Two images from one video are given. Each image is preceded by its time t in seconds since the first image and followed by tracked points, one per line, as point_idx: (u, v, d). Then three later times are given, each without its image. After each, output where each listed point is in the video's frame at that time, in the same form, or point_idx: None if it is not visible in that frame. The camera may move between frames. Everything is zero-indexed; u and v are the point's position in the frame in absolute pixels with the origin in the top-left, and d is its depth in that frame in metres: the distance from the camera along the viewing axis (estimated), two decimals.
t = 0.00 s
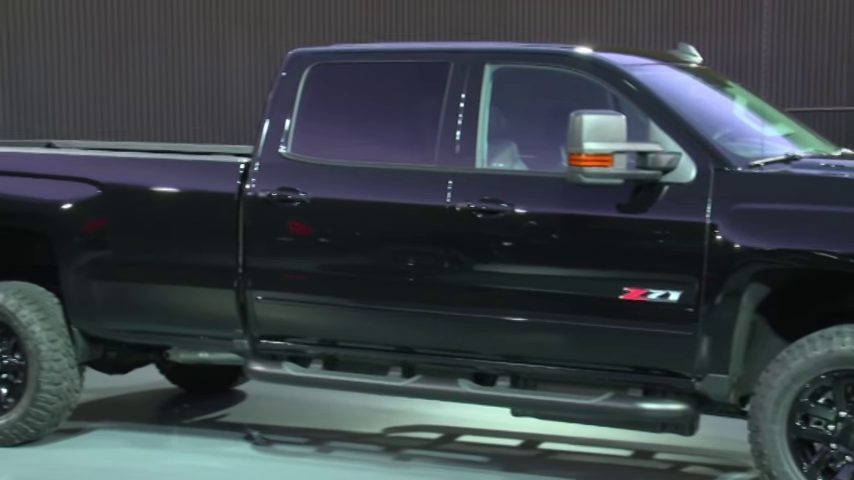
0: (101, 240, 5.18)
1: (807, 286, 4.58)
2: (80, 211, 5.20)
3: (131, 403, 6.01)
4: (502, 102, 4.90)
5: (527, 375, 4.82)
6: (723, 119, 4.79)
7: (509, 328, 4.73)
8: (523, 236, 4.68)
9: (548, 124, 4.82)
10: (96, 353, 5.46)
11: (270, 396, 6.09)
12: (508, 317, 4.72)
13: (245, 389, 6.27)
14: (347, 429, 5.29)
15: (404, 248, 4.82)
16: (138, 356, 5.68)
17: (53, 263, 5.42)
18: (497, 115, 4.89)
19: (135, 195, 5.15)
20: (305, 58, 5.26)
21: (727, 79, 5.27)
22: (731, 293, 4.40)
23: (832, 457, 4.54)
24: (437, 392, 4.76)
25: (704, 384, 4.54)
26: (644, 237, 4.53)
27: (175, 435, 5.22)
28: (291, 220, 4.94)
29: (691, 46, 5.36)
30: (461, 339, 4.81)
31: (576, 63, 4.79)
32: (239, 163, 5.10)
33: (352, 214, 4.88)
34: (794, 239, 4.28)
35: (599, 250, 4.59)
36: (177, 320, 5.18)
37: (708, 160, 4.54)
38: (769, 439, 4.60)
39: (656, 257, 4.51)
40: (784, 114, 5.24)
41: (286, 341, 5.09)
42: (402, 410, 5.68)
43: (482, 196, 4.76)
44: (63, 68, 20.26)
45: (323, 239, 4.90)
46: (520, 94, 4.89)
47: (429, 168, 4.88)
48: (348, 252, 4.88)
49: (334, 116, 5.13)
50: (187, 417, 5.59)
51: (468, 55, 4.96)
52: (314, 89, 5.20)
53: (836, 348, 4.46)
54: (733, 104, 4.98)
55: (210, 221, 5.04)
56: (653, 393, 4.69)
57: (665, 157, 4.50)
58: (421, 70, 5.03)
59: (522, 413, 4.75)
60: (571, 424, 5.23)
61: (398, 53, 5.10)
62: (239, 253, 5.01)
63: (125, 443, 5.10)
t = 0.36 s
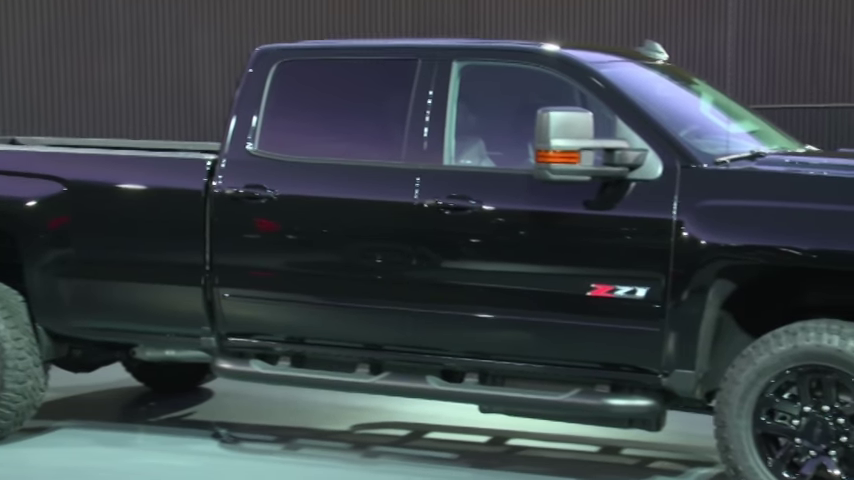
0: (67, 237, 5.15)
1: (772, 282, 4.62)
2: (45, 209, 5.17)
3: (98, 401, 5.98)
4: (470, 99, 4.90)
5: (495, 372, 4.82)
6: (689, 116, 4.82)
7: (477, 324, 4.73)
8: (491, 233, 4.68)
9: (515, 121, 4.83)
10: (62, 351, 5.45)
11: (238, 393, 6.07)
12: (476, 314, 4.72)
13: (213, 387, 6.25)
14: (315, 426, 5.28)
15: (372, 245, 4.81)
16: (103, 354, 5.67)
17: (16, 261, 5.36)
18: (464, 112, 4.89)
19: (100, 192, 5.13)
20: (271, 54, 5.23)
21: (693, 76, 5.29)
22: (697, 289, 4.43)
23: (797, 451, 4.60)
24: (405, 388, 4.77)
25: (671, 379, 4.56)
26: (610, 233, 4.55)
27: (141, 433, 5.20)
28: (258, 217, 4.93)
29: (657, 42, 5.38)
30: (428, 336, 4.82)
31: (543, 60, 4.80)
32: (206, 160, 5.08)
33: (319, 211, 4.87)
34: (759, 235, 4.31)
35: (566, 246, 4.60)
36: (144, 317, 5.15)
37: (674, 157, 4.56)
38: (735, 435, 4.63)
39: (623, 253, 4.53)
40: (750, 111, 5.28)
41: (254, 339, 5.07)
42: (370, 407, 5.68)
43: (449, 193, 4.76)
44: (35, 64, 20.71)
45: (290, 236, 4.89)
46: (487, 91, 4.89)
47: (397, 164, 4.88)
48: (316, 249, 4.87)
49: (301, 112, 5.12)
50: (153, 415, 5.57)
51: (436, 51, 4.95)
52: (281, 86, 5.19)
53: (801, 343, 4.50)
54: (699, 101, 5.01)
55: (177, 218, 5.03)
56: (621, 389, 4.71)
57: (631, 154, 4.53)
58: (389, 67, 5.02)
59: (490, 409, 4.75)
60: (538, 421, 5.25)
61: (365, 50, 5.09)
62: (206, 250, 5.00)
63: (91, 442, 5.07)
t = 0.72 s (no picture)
0: (23, 235, 5.14)
1: (731, 278, 4.66)
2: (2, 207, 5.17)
3: (56, 399, 5.94)
4: (431, 96, 4.90)
5: (456, 369, 4.84)
6: (649, 113, 4.84)
7: (439, 321, 4.74)
8: (453, 230, 4.69)
9: (477, 117, 4.84)
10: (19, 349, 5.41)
11: (198, 392, 6.05)
12: (438, 310, 4.73)
13: (173, 385, 6.22)
14: (276, 424, 5.27)
15: (333, 242, 4.81)
16: (62, 353, 5.67)
17: None
18: (426, 109, 4.89)
19: (58, 189, 5.11)
20: (231, 51, 5.22)
21: (653, 74, 5.32)
22: (658, 286, 4.45)
23: (755, 446, 4.64)
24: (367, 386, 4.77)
25: (631, 375, 4.59)
26: (572, 230, 4.57)
27: (100, 432, 5.16)
28: (219, 214, 4.92)
29: (617, 40, 5.41)
30: (391, 333, 4.82)
31: (504, 57, 4.81)
32: (166, 156, 5.08)
33: (281, 209, 4.86)
34: (719, 232, 4.35)
35: (526, 244, 4.61)
36: (103, 316, 5.14)
37: (635, 154, 4.59)
38: (695, 429, 4.66)
39: (583, 250, 4.55)
40: (709, 108, 5.32)
41: (215, 337, 5.06)
42: (331, 405, 5.67)
43: (411, 190, 4.76)
44: None
45: (251, 233, 4.88)
46: (449, 88, 4.89)
47: (359, 161, 4.87)
48: (277, 246, 4.86)
49: (262, 109, 5.11)
50: (112, 414, 5.53)
51: (397, 49, 4.95)
52: (241, 83, 5.17)
53: (759, 339, 4.54)
54: (659, 99, 5.03)
55: (137, 215, 5.00)
56: (581, 385, 4.74)
57: (592, 151, 4.53)
58: (350, 64, 5.02)
59: (452, 406, 4.77)
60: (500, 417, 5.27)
61: (326, 47, 5.09)
62: (167, 247, 4.98)
63: (49, 441, 5.03)
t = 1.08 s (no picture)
0: None
1: (688, 273, 4.70)
2: None
3: (11, 398, 5.89)
4: (389, 92, 4.90)
5: (414, 364, 4.83)
6: (606, 109, 4.87)
7: (398, 317, 4.74)
8: (411, 226, 4.69)
9: (435, 112, 4.84)
10: None
11: (157, 389, 6.03)
12: (396, 306, 4.73)
13: (130, 383, 6.19)
14: (234, 421, 5.26)
15: (292, 238, 4.80)
16: (18, 350, 5.56)
17: None
18: (384, 104, 4.88)
19: (14, 185, 5.11)
20: (188, 46, 5.20)
21: (610, 69, 5.35)
22: (615, 281, 4.48)
23: (710, 439, 4.69)
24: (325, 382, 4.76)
25: (589, 370, 4.61)
26: (530, 226, 4.58)
27: (56, 430, 5.12)
28: (176, 211, 4.90)
29: (575, 36, 5.43)
30: (349, 329, 4.81)
31: (462, 53, 4.81)
32: (122, 152, 5.07)
33: (239, 205, 4.85)
34: (675, 227, 4.37)
35: (484, 239, 4.62)
36: (59, 313, 5.14)
37: (592, 149, 4.61)
38: (651, 424, 4.68)
39: (541, 245, 4.56)
40: (666, 104, 5.35)
41: (172, 333, 5.04)
42: (290, 401, 5.67)
43: (369, 186, 4.75)
44: None
45: (209, 229, 4.87)
46: (407, 84, 4.89)
47: (317, 156, 4.86)
48: (234, 242, 4.84)
49: (220, 105, 5.09)
50: (68, 412, 5.49)
51: (355, 44, 4.94)
52: (198, 78, 5.15)
53: (715, 333, 4.57)
54: (616, 95, 5.06)
55: (93, 211, 4.99)
56: (540, 380, 4.74)
57: (550, 146, 4.57)
58: (308, 59, 5.00)
59: (410, 402, 4.77)
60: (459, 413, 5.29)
61: (284, 42, 5.07)
62: (124, 244, 4.97)
63: (4, 439, 4.99)
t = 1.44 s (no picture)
0: None
1: (641, 269, 4.73)
2: None
3: None
4: (342, 88, 4.89)
5: (368, 360, 4.83)
6: (559, 105, 4.88)
7: (352, 314, 4.73)
8: (365, 222, 4.68)
9: (389, 109, 4.83)
10: None
11: (109, 388, 6.00)
12: (350, 303, 4.72)
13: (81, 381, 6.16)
14: (187, 419, 5.25)
15: (245, 234, 4.77)
16: None
17: None
18: (337, 101, 4.87)
19: None
20: (140, 41, 5.17)
21: (563, 66, 5.38)
22: (568, 276, 4.50)
23: (663, 433, 4.71)
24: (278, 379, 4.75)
25: (543, 366, 4.62)
26: (484, 222, 4.58)
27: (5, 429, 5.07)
28: (127, 208, 4.87)
29: (528, 32, 5.45)
30: (303, 326, 4.80)
31: (416, 49, 4.80)
32: (72, 148, 5.04)
33: (191, 201, 4.82)
34: (628, 223, 4.40)
35: (437, 235, 4.62)
36: (8, 311, 5.12)
37: (545, 145, 4.62)
38: (604, 418, 4.72)
39: (495, 241, 4.57)
40: (618, 100, 5.38)
41: (124, 331, 5.02)
42: (244, 399, 5.67)
43: (323, 182, 4.74)
44: None
45: (161, 226, 4.84)
46: (360, 80, 4.89)
47: (270, 152, 4.84)
48: (187, 238, 4.82)
49: (172, 101, 5.07)
50: (18, 410, 5.44)
51: (307, 39, 4.93)
52: (150, 74, 5.12)
53: (667, 328, 4.61)
54: (569, 91, 5.08)
55: (42, 208, 4.97)
56: (493, 376, 4.75)
57: (503, 142, 4.58)
58: (261, 55, 4.98)
59: (363, 398, 4.78)
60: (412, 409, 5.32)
61: (237, 38, 5.05)
62: (74, 240, 4.94)
63: None
